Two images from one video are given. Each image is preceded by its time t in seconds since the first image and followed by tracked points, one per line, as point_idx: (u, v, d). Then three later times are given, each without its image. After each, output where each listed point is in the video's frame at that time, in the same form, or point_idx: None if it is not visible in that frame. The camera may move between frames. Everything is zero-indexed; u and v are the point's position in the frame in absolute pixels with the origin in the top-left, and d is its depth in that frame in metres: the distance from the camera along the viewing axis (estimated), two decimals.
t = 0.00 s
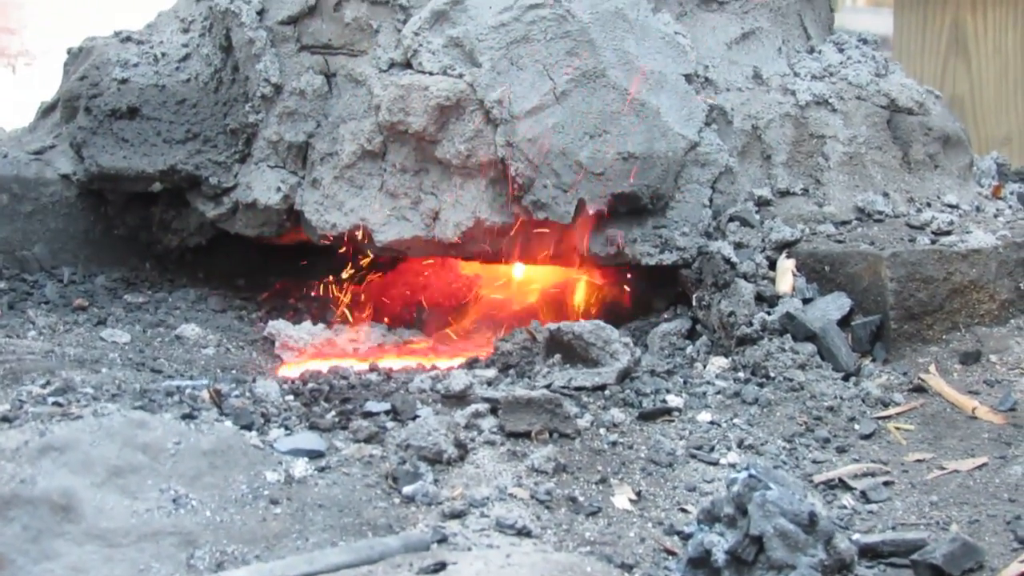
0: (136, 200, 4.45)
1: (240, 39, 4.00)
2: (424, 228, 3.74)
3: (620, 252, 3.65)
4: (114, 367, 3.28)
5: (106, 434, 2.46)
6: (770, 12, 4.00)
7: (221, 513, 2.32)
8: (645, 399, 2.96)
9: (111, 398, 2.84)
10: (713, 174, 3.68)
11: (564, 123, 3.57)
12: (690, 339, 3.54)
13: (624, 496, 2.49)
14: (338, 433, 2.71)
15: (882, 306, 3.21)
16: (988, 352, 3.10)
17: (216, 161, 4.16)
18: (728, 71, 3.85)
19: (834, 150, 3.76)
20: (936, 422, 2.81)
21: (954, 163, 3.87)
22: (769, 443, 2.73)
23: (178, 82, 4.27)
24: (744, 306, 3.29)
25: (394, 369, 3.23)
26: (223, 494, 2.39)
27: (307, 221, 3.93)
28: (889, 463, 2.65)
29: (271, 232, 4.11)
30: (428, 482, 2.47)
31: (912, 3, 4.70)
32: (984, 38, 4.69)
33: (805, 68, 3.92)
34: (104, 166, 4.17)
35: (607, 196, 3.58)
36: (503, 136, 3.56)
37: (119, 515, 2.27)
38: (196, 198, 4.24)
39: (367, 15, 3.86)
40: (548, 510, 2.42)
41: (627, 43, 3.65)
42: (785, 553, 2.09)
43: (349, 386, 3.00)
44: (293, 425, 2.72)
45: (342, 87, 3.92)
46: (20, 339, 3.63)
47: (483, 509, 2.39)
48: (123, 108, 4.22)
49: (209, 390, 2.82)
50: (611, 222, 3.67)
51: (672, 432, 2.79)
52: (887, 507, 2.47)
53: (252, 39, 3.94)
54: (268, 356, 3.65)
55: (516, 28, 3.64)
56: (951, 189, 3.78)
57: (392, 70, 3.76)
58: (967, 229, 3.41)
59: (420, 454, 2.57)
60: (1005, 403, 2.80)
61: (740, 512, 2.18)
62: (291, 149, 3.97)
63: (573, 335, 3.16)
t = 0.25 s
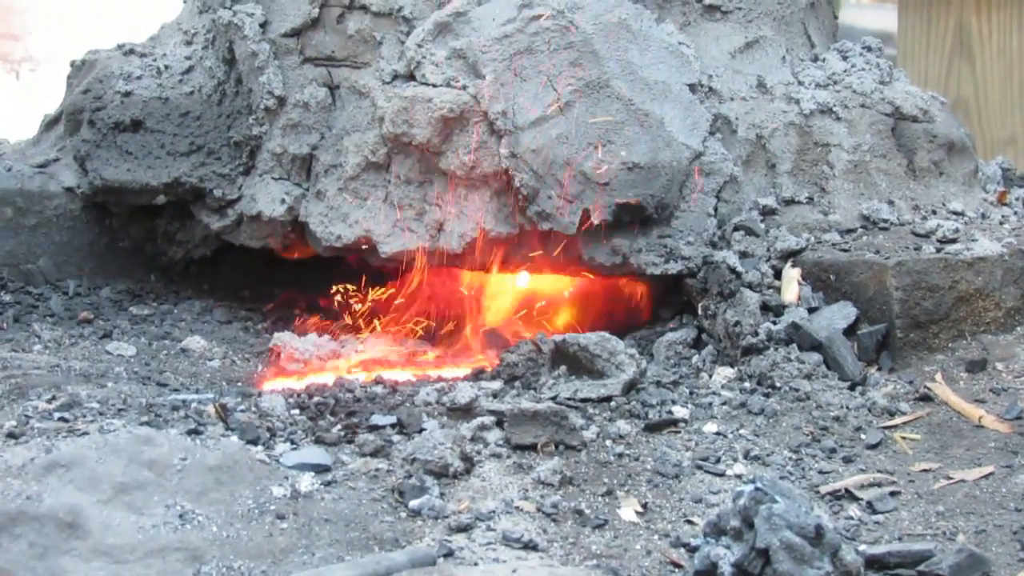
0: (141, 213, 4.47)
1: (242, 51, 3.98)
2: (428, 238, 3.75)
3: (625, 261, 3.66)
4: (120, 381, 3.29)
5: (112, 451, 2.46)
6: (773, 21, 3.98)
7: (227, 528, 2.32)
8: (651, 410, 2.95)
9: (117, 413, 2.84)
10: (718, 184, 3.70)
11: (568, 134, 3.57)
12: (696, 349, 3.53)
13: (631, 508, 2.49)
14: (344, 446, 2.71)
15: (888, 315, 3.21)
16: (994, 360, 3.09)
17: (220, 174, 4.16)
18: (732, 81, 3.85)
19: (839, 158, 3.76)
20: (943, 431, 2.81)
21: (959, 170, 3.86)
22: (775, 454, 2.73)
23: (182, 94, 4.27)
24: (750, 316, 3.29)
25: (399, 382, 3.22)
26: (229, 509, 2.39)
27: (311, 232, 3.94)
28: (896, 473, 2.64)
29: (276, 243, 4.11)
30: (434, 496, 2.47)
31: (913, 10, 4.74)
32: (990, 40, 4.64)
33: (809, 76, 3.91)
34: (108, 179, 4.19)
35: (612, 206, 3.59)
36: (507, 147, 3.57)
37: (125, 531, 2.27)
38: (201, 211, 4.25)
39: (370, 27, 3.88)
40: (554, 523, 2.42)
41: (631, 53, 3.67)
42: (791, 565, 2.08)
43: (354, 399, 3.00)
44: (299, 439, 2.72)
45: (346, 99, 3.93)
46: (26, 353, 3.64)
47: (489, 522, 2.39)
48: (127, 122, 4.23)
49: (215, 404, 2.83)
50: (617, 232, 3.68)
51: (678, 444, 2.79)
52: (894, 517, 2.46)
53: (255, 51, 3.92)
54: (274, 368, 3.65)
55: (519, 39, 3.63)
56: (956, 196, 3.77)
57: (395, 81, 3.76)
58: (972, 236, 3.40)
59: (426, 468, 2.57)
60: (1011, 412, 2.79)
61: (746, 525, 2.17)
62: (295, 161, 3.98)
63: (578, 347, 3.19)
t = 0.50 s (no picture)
0: (149, 212, 4.47)
1: (249, 50, 3.97)
2: (437, 237, 3.74)
3: (634, 259, 3.67)
4: (130, 381, 3.30)
5: (122, 454, 2.47)
6: (781, 16, 3.97)
7: (238, 531, 2.33)
8: (661, 409, 2.95)
9: (127, 415, 2.85)
10: (727, 180, 3.67)
11: (575, 131, 3.57)
12: (705, 346, 3.53)
13: (641, 508, 2.49)
14: (354, 448, 2.72)
15: (897, 312, 3.20)
16: (1004, 356, 3.07)
17: (228, 172, 4.17)
18: (740, 77, 3.84)
19: (847, 153, 3.75)
20: (953, 428, 2.80)
21: (967, 164, 3.85)
22: (785, 452, 2.73)
23: (189, 92, 4.28)
24: (759, 313, 3.30)
25: (409, 382, 3.22)
26: (240, 512, 2.39)
27: (319, 230, 3.93)
28: (906, 471, 2.64)
29: (285, 241, 4.12)
30: (444, 498, 2.48)
31: None
32: (999, 31, 4.64)
33: (817, 71, 3.90)
34: (116, 177, 4.19)
35: (620, 204, 3.59)
36: (515, 144, 3.58)
37: (136, 535, 2.27)
38: (209, 209, 4.26)
39: (378, 25, 3.86)
40: (565, 524, 2.42)
41: (638, 50, 3.65)
42: (802, 566, 2.08)
43: (364, 400, 3.00)
44: (309, 441, 2.73)
45: (354, 98, 3.91)
46: (36, 353, 3.65)
47: (500, 523, 2.39)
48: (134, 120, 4.23)
49: (225, 407, 2.84)
50: (625, 228, 3.69)
51: (687, 443, 2.79)
52: (904, 516, 2.46)
53: (262, 49, 3.92)
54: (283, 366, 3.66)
55: (526, 37, 3.63)
56: (965, 191, 3.76)
57: (403, 79, 3.76)
58: (981, 231, 3.39)
59: (436, 469, 2.58)
60: (1021, 409, 2.78)
61: (757, 526, 2.17)
62: (302, 160, 3.97)
63: (586, 346, 3.19)
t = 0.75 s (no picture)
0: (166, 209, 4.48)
1: (265, 46, 3.98)
2: (455, 231, 3.75)
3: (652, 251, 3.67)
4: (148, 380, 3.31)
5: (142, 456, 2.49)
6: (795, 6, 3.97)
7: (259, 532, 2.34)
8: (680, 403, 2.95)
9: (146, 415, 2.87)
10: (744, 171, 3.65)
11: (591, 125, 3.56)
12: (723, 338, 3.53)
13: (661, 505, 2.49)
14: (374, 446, 2.73)
15: (916, 303, 3.19)
16: None
17: (245, 168, 4.17)
18: (756, 67, 3.81)
19: (865, 143, 3.73)
20: (973, 420, 2.79)
21: (985, 152, 3.83)
22: (806, 446, 2.72)
23: (205, 88, 4.35)
24: (777, 305, 3.29)
25: (428, 379, 3.22)
26: (260, 512, 2.40)
27: (337, 226, 3.93)
28: (927, 464, 2.63)
29: (302, 236, 4.13)
30: (464, 496, 2.48)
31: None
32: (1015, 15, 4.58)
33: (832, 61, 3.88)
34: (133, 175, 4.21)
35: (638, 196, 3.58)
36: (532, 139, 3.59)
37: (157, 537, 2.28)
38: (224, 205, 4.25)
39: (392, 19, 3.86)
40: (586, 521, 2.43)
41: (653, 42, 3.62)
42: (824, 563, 2.08)
43: (383, 398, 3.01)
44: (329, 440, 2.74)
45: (369, 92, 3.90)
46: (55, 353, 3.66)
47: (520, 522, 2.40)
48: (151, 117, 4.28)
49: (244, 406, 2.86)
50: (643, 221, 3.69)
51: (707, 437, 2.79)
52: (925, 509, 2.46)
53: (278, 45, 3.93)
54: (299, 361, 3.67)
55: (541, 30, 3.62)
56: (982, 179, 3.74)
57: (419, 74, 3.75)
58: (1000, 220, 3.37)
59: (456, 467, 2.59)
60: None
61: (778, 522, 2.17)
62: (318, 155, 3.97)
63: (605, 341, 3.18)
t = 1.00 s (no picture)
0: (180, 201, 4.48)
1: (280, 39, 3.98)
2: (470, 225, 3.73)
3: (666, 246, 3.64)
4: (163, 376, 3.32)
5: (156, 454, 2.50)
6: None
7: (273, 531, 2.35)
8: (694, 401, 2.95)
9: (161, 412, 2.88)
10: (758, 166, 3.64)
11: (606, 118, 3.56)
12: (738, 334, 3.52)
13: (675, 504, 2.49)
14: (388, 444, 2.74)
15: (931, 300, 3.17)
16: None
17: (260, 161, 4.17)
18: (771, 61, 3.81)
19: (880, 137, 3.71)
20: (988, 419, 2.78)
21: (1001, 146, 3.80)
22: (820, 445, 2.72)
23: (220, 80, 4.28)
24: (792, 302, 3.28)
25: (442, 376, 3.23)
26: (274, 510, 2.41)
27: (352, 219, 3.94)
28: (941, 463, 2.62)
29: (317, 229, 4.14)
30: (478, 495, 2.49)
31: None
32: None
33: (848, 55, 3.86)
34: (148, 168, 4.19)
35: (653, 191, 3.57)
36: (547, 132, 3.57)
37: (172, 536, 2.29)
38: (240, 198, 4.27)
39: (407, 13, 3.86)
40: (599, 520, 2.43)
41: (669, 36, 3.63)
42: (837, 564, 2.08)
43: (398, 395, 3.02)
44: (343, 437, 2.76)
45: (384, 85, 3.91)
46: (70, 347, 3.66)
47: (534, 521, 2.40)
48: (166, 109, 4.22)
49: (259, 403, 2.87)
50: (659, 216, 3.66)
51: (721, 436, 2.78)
52: (940, 509, 2.45)
53: (293, 38, 3.92)
54: (315, 356, 3.68)
55: (557, 24, 3.62)
56: (999, 173, 3.71)
57: (433, 67, 3.73)
58: (1017, 216, 3.34)
59: (470, 465, 2.59)
60: None
61: (791, 523, 2.17)
62: (334, 148, 3.97)
63: (621, 338, 3.18)
